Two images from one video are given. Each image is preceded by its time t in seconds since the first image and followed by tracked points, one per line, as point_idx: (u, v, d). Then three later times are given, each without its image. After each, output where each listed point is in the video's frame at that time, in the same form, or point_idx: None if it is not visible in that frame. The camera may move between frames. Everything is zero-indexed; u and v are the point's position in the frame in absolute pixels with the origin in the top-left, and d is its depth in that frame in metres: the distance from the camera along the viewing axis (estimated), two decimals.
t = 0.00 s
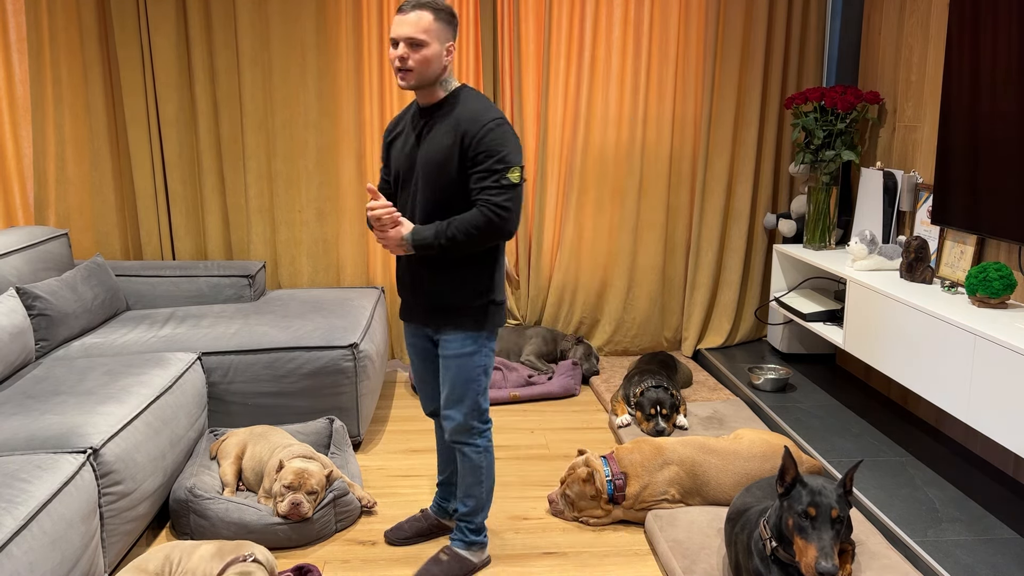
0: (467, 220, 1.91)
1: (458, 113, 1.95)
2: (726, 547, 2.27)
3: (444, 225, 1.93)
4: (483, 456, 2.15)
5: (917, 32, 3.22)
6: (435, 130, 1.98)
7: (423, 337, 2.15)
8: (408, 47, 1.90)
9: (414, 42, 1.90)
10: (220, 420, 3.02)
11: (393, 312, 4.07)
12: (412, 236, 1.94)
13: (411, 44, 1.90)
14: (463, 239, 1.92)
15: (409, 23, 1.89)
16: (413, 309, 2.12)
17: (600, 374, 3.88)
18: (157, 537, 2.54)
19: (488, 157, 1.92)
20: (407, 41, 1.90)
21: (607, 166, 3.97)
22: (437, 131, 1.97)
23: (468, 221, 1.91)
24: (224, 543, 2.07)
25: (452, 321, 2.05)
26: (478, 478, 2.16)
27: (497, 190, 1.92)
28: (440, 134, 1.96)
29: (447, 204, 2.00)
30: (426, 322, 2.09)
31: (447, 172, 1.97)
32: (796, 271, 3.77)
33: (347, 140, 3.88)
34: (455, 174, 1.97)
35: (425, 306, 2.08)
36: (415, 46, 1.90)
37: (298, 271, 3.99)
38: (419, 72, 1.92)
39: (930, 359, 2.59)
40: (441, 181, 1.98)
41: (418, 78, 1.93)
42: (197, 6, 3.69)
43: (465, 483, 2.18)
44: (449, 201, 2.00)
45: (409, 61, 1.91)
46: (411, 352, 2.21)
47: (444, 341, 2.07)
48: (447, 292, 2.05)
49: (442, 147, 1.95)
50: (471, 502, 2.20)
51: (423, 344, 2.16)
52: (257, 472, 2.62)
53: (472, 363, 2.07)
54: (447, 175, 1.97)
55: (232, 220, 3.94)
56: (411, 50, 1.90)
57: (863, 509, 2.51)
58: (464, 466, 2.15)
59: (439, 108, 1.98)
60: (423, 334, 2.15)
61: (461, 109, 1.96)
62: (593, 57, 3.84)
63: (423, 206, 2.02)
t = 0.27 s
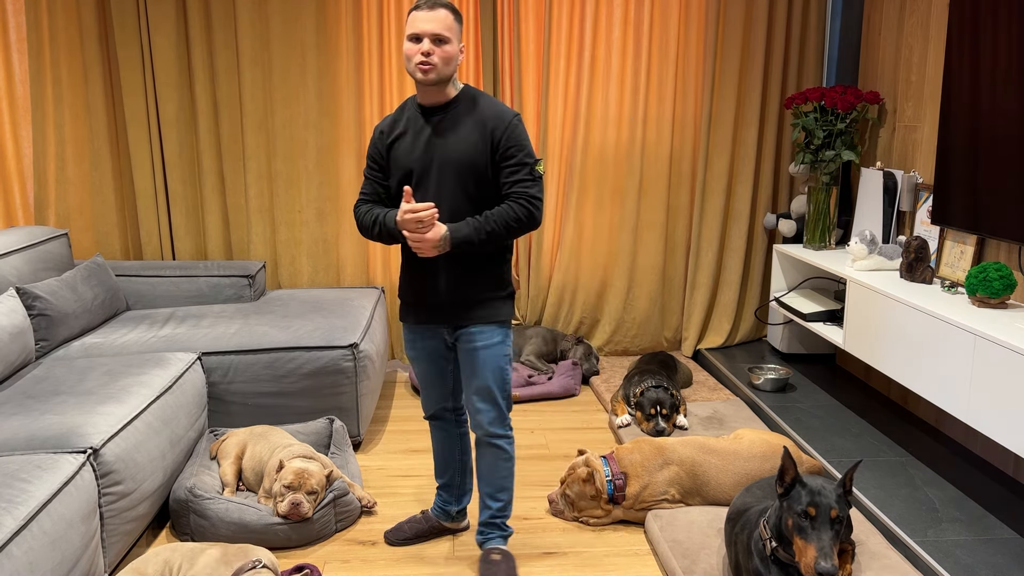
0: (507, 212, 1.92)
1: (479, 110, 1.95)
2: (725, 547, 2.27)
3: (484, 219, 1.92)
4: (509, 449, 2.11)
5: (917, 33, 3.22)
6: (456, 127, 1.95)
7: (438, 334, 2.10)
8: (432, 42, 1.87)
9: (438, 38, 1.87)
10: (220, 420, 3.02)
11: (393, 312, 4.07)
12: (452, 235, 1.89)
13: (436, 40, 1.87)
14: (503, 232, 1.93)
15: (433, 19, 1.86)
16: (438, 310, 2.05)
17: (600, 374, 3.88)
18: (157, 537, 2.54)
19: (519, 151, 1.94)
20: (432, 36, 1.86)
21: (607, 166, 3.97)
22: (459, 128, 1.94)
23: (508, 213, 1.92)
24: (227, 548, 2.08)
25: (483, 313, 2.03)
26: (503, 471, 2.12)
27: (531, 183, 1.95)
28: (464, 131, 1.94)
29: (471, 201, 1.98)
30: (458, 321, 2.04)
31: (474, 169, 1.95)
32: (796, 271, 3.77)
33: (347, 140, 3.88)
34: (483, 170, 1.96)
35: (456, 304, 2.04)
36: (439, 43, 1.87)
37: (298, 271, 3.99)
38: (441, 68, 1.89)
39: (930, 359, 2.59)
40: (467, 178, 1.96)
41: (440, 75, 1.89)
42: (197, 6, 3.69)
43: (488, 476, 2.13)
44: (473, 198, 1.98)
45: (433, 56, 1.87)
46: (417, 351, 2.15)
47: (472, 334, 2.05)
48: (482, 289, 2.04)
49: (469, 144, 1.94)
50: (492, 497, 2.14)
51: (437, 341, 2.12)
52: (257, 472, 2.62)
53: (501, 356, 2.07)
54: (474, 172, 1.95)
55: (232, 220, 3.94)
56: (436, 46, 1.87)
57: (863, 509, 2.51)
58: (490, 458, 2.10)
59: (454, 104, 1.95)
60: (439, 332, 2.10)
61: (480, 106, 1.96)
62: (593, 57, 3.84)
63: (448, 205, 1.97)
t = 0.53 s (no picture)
0: (530, 212, 1.94)
1: (500, 110, 1.97)
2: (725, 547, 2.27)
3: (508, 219, 1.93)
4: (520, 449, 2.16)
5: (917, 33, 3.22)
6: (478, 128, 1.95)
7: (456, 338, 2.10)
8: (458, 42, 1.86)
9: (464, 38, 1.87)
10: (220, 420, 3.02)
11: (394, 312, 4.07)
12: (479, 235, 1.90)
13: (463, 40, 1.87)
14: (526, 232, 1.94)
15: (460, 19, 1.86)
16: (462, 310, 2.05)
17: (600, 374, 3.89)
18: (157, 537, 2.54)
19: (541, 153, 1.96)
20: (459, 36, 1.86)
21: (608, 166, 3.98)
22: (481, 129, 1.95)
23: (531, 214, 1.94)
24: (237, 548, 2.10)
25: (504, 316, 2.05)
26: (514, 471, 2.16)
27: (552, 184, 1.98)
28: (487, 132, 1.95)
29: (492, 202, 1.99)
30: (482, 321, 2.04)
31: (495, 170, 1.96)
32: (796, 271, 3.77)
33: (347, 140, 3.88)
34: (505, 170, 1.97)
35: (480, 305, 2.04)
36: (465, 43, 1.87)
37: (298, 271, 3.99)
38: (466, 68, 1.89)
39: (930, 359, 2.59)
40: (488, 179, 1.96)
41: (465, 75, 1.89)
42: (197, 6, 3.69)
43: (501, 478, 2.18)
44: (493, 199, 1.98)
45: (459, 56, 1.87)
46: (429, 356, 2.13)
47: (491, 339, 2.07)
48: (505, 287, 2.05)
49: (493, 144, 1.94)
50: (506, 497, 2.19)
51: (452, 347, 2.11)
52: (258, 472, 2.62)
53: (519, 361, 2.09)
54: (497, 172, 1.96)
55: (232, 220, 3.94)
56: (462, 47, 1.87)
57: (863, 509, 2.51)
58: (506, 461, 2.15)
59: (474, 105, 1.96)
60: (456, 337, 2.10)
61: (502, 107, 1.97)
62: (593, 57, 3.84)
63: (469, 205, 1.97)
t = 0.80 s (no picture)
0: (554, 217, 1.92)
1: (529, 112, 1.95)
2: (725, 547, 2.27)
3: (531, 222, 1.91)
4: (530, 454, 2.16)
5: (917, 32, 3.22)
6: (506, 130, 1.94)
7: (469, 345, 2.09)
8: (491, 40, 1.87)
9: (497, 35, 1.87)
10: (220, 420, 3.02)
11: (393, 312, 4.07)
12: (499, 240, 1.87)
13: (496, 38, 1.87)
14: (549, 237, 1.91)
15: (494, 17, 1.86)
16: (482, 317, 2.03)
17: (600, 374, 3.89)
18: (157, 537, 2.54)
19: (568, 158, 1.94)
20: (492, 34, 1.86)
21: (608, 165, 3.98)
22: (509, 131, 1.94)
23: (556, 218, 1.92)
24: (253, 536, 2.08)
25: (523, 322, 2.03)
26: (523, 477, 2.16)
27: (579, 190, 1.95)
28: (513, 133, 1.94)
29: (517, 206, 1.97)
30: (502, 329, 2.03)
31: (521, 173, 1.95)
32: (796, 271, 3.77)
33: (347, 140, 3.88)
34: (530, 173, 1.95)
35: (501, 312, 2.02)
36: (499, 41, 1.87)
37: (298, 271, 3.99)
38: (499, 66, 1.89)
39: (930, 359, 2.58)
40: (513, 182, 1.95)
41: (498, 73, 1.89)
42: (197, 6, 3.69)
43: (509, 483, 2.17)
44: (517, 202, 1.97)
45: (492, 54, 1.87)
46: (444, 362, 2.11)
47: (512, 349, 2.06)
48: (525, 297, 2.03)
49: (518, 146, 1.93)
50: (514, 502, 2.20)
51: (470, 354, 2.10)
52: (258, 472, 2.62)
53: (535, 371, 2.08)
54: (521, 174, 1.95)
55: (232, 220, 3.94)
56: (496, 44, 1.87)
57: (863, 509, 2.51)
58: (516, 467, 2.15)
59: (503, 106, 1.95)
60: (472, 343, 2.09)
61: (531, 109, 1.96)
62: (593, 57, 3.84)
63: (492, 207, 1.96)
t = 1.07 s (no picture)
0: (578, 221, 1.91)
1: (554, 114, 1.95)
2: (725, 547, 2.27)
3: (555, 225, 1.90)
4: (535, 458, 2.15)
5: (917, 32, 3.22)
6: (530, 131, 1.93)
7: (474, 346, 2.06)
8: (519, 39, 1.86)
9: (524, 34, 1.87)
10: (220, 420, 3.02)
11: (393, 312, 4.07)
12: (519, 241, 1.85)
13: (523, 37, 1.86)
14: (572, 241, 1.91)
15: (521, 16, 1.86)
16: (496, 318, 2.01)
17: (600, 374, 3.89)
18: (157, 537, 2.54)
19: (592, 162, 1.94)
20: (519, 33, 1.86)
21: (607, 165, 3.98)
22: (533, 132, 1.93)
23: (579, 222, 1.91)
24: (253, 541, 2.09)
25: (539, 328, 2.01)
26: (527, 480, 2.16)
27: (603, 195, 1.95)
28: (538, 134, 1.93)
29: (539, 208, 1.96)
30: (517, 331, 2.00)
31: (544, 175, 1.94)
32: (796, 271, 3.77)
33: (347, 140, 3.88)
34: (554, 175, 1.95)
35: (517, 314, 2.00)
36: (525, 41, 1.87)
37: (298, 271, 3.99)
38: (524, 67, 1.88)
39: (931, 359, 2.58)
40: (536, 184, 1.94)
41: (523, 73, 1.88)
42: (197, 5, 3.68)
43: (512, 485, 2.16)
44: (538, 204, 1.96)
45: (518, 54, 1.86)
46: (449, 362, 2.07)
47: (524, 354, 2.04)
48: (542, 300, 2.01)
49: (543, 148, 1.93)
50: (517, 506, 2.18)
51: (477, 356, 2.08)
52: (258, 472, 2.62)
53: (542, 377, 2.06)
54: (545, 176, 1.94)
55: (232, 220, 3.94)
56: (522, 44, 1.87)
57: (863, 509, 2.51)
58: (521, 470, 2.14)
59: (527, 106, 1.95)
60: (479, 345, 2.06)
61: (556, 111, 1.96)
62: (593, 57, 3.84)
63: (514, 208, 1.95)
